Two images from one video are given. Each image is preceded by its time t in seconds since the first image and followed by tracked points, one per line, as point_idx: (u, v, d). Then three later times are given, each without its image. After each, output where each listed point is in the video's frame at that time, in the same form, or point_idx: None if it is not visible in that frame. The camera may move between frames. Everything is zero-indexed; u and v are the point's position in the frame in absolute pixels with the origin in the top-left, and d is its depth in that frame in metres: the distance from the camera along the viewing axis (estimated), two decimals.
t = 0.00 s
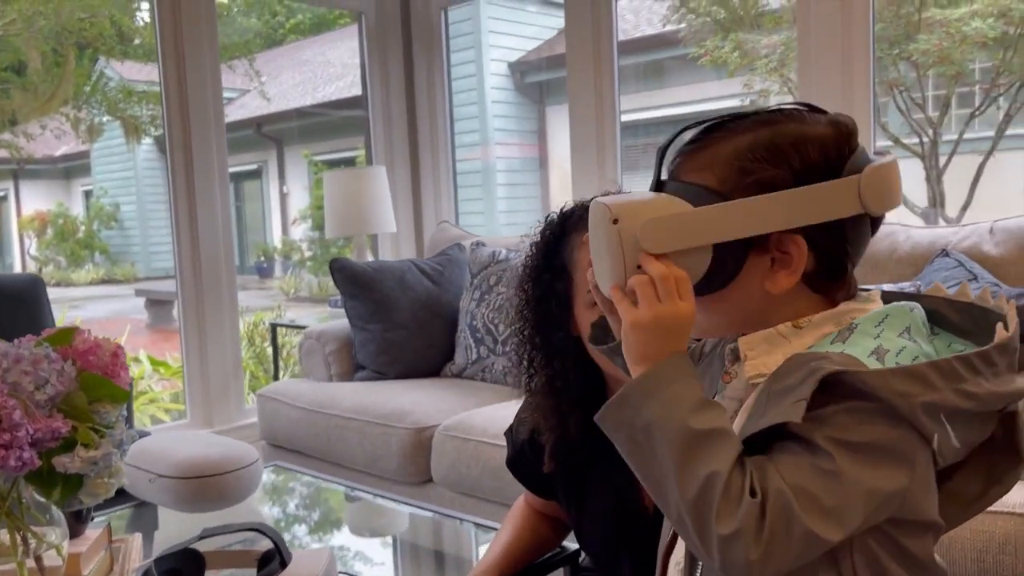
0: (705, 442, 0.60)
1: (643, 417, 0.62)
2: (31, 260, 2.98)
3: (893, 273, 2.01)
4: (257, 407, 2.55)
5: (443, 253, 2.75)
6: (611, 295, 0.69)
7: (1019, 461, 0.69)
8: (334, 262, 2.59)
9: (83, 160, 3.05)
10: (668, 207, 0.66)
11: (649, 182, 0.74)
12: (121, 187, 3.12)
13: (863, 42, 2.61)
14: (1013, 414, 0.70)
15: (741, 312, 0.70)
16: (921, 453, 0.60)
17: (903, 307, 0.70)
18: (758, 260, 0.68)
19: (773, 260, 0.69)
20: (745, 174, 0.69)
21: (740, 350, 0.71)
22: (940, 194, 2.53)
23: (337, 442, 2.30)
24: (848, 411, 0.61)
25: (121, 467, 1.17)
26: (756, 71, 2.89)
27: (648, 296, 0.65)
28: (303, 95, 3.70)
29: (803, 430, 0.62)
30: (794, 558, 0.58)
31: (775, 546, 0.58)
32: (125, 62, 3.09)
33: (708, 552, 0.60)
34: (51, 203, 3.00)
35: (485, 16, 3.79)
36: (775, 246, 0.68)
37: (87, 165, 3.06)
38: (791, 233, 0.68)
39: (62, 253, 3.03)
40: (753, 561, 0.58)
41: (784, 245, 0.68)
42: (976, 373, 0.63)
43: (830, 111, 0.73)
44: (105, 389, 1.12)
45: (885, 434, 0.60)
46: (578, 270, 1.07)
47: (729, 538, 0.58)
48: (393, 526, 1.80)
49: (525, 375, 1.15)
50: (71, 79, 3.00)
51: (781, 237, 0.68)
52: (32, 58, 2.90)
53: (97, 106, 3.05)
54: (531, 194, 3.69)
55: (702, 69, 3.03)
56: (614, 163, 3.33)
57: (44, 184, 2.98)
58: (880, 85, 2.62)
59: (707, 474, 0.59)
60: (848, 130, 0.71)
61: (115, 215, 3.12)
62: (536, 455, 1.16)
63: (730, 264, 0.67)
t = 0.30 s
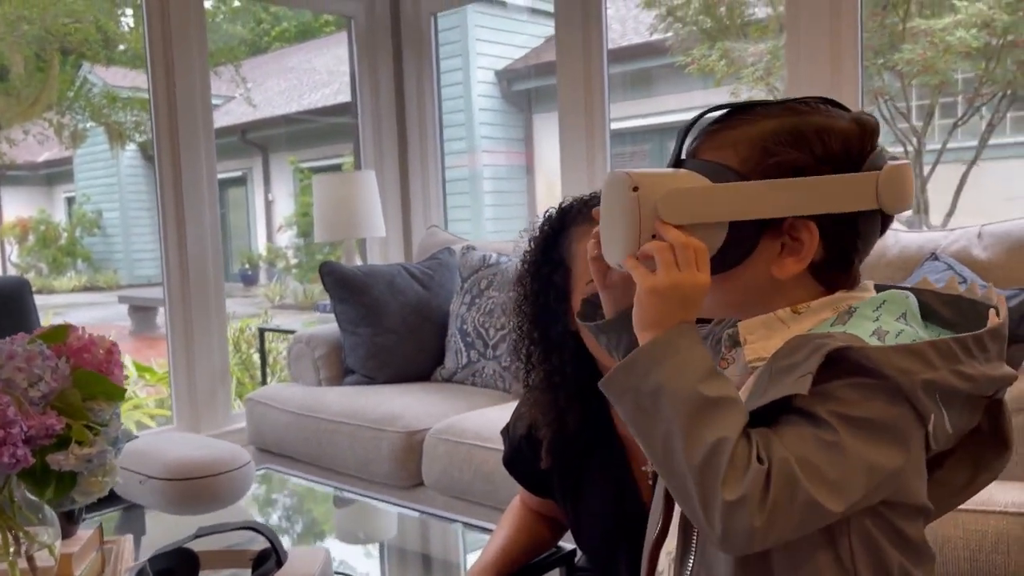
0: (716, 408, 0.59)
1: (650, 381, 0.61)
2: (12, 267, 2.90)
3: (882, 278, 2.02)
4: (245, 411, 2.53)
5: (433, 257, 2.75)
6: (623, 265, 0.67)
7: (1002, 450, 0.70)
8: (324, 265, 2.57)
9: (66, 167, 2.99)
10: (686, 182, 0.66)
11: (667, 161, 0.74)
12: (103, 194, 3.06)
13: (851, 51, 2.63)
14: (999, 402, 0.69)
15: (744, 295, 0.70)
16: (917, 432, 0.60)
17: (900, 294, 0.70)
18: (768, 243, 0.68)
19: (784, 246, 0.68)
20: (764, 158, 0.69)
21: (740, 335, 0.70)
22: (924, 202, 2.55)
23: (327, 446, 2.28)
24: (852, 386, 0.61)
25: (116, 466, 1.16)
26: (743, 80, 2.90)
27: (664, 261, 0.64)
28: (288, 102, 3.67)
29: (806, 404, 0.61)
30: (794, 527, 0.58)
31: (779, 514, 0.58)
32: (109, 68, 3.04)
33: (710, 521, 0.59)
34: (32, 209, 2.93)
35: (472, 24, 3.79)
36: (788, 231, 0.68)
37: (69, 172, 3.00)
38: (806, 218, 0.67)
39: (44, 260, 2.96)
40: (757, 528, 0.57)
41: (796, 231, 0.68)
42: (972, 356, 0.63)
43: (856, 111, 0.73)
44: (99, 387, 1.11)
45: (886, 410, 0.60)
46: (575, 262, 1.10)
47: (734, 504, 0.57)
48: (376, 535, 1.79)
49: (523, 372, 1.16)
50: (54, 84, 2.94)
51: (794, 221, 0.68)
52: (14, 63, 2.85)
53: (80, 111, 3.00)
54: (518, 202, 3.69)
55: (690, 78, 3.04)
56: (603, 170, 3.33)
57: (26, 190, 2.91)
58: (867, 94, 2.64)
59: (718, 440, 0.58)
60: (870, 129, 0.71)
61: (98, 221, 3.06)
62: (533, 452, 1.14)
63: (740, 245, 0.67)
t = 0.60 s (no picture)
0: (714, 381, 0.58)
1: (650, 352, 0.60)
2: None
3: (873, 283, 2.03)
4: (236, 415, 2.52)
5: (425, 261, 2.75)
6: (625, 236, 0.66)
7: (993, 438, 0.72)
8: (316, 269, 2.57)
9: (52, 172, 2.96)
10: (699, 160, 0.65)
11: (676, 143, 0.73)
12: (90, 200, 3.04)
13: (841, 61, 2.65)
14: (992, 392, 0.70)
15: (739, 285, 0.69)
16: (908, 417, 0.61)
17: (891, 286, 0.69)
18: (767, 236, 0.67)
19: (782, 241, 0.68)
20: (774, 151, 0.68)
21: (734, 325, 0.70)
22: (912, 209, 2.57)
23: (319, 450, 2.28)
24: (846, 369, 0.61)
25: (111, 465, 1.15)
26: (732, 88, 2.92)
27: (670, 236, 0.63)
28: (277, 108, 3.66)
29: (799, 385, 0.61)
30: (788, 503, 0.58)
31: (774, 488, 0.57)
32: (97, 73, 3.03)
33: (703, 491, 0.58)
34: (18, 214, 2.90)
35: (462, 31, 3.80)
36: (788, 226, 0.67)
37: (56, 176, 2.97)
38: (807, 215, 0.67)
39: (30, 265, 2.92)
40: (751, 500, 0.57)
41: (797, 227, 0.67)
42: (963, 343, 0.63)
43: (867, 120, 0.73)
44: (94, 386, 1.11)
45: (878, 394, 0.60)
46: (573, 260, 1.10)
47: (730, 475, 0.57)
48: (366, 540, 1.78)
49: (520, 369, 1.18)
50: (41, 89, 2.92)
51: (798, 214, 0.67)
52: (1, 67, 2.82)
53: (68, 116, 2.98)
54: (508, 209, 3.69)
55: (679, 86, 3.06)
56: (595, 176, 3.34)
57: (12, 195, 2.88)
58: (855, 103, 2.67)
59: (717, 411, 0.57)
60: (880, 139, 0.71)
61: (85, 227, 3.03)
62: (529, 451, 1.14)
63: (740, 233, 0.67)
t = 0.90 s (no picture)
0: (723, 345, 0.56)
1: (661, 312, 0.57)
2: None
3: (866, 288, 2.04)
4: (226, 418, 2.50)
5: (417, 265, 2.74)
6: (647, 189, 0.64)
7: (990, 426, 0.72)
8: (308, 272, 2.56)
9: (39, 176, 2.93)
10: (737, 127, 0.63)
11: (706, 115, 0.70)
12: (78, 205, 3.00)
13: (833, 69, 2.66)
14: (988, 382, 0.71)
15: (747, 264, 0.66)
16: (905, 403, 0.59)
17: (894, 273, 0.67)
18: (785, 221, 0.64)
19: (800, 229, 0.65)
20: (808, 138, 0.65)
21: (734, 307, 0.67)
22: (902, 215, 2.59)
23: (311, 453, 2.27)
24: (847, 348, 0.59)
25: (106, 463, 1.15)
26: (723, 95, 2.94)
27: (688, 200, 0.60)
28: (267, 114, 3.64)
29: (799, 361, 0.60)
30: (786, 476, 0.55)
31: (774, 456, 0.55)
32: (85, 77, 2.99)
33: (699, 454, 0.55)
34: (5, 219, 2.86)
35: (453, 38, 3.81)
36: (808, 215, 0.64)
37: (43, 181, 2.94)
38: (829, 208, 0.64)
39: (16, 270, 2.87)
40: (749, 466, 0.54)
41: (816, 219, 0.64)
42: (961, 330, 0.62)
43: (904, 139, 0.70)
44: (90, 383, 1.10)
45: (876, 375, 0.58)
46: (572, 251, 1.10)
47: (731, 439, 0.54)
48: (359, 544, 1.77)
49: (521, 364, 1.18)
50: (29, 93, 2.88)
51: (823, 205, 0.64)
52: None
53: (55, 120, 2.94)
54: (497, 215, 3.70)
55: (670, 93, 3.07)
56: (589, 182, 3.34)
57: None
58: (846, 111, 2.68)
59: (722, 374, 0.55)
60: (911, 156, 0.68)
61: (72, 232, 3.00)
62: (527, 448, 1.14)
63: (758, 212, 0.64)
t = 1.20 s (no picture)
0: (752, 328, 0.57)
1: (691, 291, 0.58)
2: None
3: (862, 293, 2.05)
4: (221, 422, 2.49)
5: (413, 269, 2.74)
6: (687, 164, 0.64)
7: (997, 427, 0.73)
8: (303, 276, 2.56)
9: (27, 180, 2.90)
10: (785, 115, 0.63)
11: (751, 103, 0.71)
12: (65, 209, 2.98)
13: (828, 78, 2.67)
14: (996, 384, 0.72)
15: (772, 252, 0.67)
16: (920, 396, 0.59)
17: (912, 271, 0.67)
18: (815, 215, 0.65)
19: (830, 225, 0.65)
20: (846, 137, 0.65)
21: (754, 294, 0.67)
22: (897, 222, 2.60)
23: (306, 457, 2.26)
24: (869, 337, 0.60)
25: (106, 462, 1.13)
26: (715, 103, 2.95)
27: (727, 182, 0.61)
28: (259, 119, 3.62)
29: (821, 348, 0.60)
30: (807, 459, 0.56)
31: (797, 438, 0.55)
32: (75, 81, 2.98)
33: (723, 433, 0.56)
34: None
35: (445, 44, 3.81)
36: (838, 212, 0.65)
37: (32, 184, 2.92)
38: (861, 207, 0.64)
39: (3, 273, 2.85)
40: (771, 448, 0.55)
41: (845, 216, 0.65)
42: (976, 326, 0.62)
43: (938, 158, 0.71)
44: (91, 381, 1.09)
45: (897, 366, 0.59)
46: (579, 244, 1.08)
47: (755, 419, 0.55)
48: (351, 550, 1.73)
49: (524, 359, 1.20)
50: (18, 96, 2.86)
51: (855, 204, 0.64)
52: None
53: (44, 123, 2.92)
54: (489, 221, 3.69)
55: (663, 100, 3.09)
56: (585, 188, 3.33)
57: None
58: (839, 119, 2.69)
59: (750, 356, 0.56)
60: (937, 173, 0.68)
61: (60, 236, 2.98)
62: (531, 447, 1.15)
63: (790, 202, 0.64)
